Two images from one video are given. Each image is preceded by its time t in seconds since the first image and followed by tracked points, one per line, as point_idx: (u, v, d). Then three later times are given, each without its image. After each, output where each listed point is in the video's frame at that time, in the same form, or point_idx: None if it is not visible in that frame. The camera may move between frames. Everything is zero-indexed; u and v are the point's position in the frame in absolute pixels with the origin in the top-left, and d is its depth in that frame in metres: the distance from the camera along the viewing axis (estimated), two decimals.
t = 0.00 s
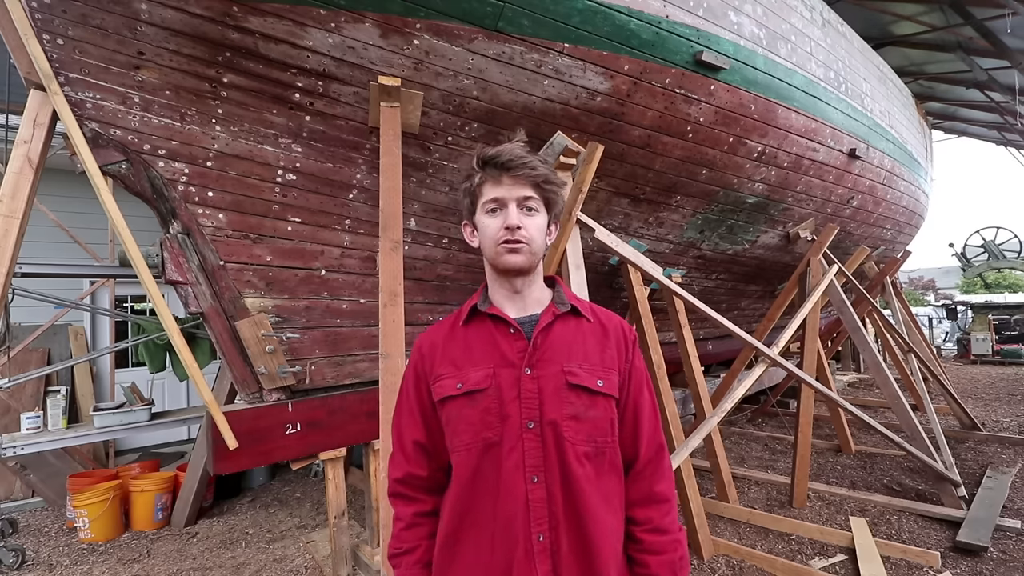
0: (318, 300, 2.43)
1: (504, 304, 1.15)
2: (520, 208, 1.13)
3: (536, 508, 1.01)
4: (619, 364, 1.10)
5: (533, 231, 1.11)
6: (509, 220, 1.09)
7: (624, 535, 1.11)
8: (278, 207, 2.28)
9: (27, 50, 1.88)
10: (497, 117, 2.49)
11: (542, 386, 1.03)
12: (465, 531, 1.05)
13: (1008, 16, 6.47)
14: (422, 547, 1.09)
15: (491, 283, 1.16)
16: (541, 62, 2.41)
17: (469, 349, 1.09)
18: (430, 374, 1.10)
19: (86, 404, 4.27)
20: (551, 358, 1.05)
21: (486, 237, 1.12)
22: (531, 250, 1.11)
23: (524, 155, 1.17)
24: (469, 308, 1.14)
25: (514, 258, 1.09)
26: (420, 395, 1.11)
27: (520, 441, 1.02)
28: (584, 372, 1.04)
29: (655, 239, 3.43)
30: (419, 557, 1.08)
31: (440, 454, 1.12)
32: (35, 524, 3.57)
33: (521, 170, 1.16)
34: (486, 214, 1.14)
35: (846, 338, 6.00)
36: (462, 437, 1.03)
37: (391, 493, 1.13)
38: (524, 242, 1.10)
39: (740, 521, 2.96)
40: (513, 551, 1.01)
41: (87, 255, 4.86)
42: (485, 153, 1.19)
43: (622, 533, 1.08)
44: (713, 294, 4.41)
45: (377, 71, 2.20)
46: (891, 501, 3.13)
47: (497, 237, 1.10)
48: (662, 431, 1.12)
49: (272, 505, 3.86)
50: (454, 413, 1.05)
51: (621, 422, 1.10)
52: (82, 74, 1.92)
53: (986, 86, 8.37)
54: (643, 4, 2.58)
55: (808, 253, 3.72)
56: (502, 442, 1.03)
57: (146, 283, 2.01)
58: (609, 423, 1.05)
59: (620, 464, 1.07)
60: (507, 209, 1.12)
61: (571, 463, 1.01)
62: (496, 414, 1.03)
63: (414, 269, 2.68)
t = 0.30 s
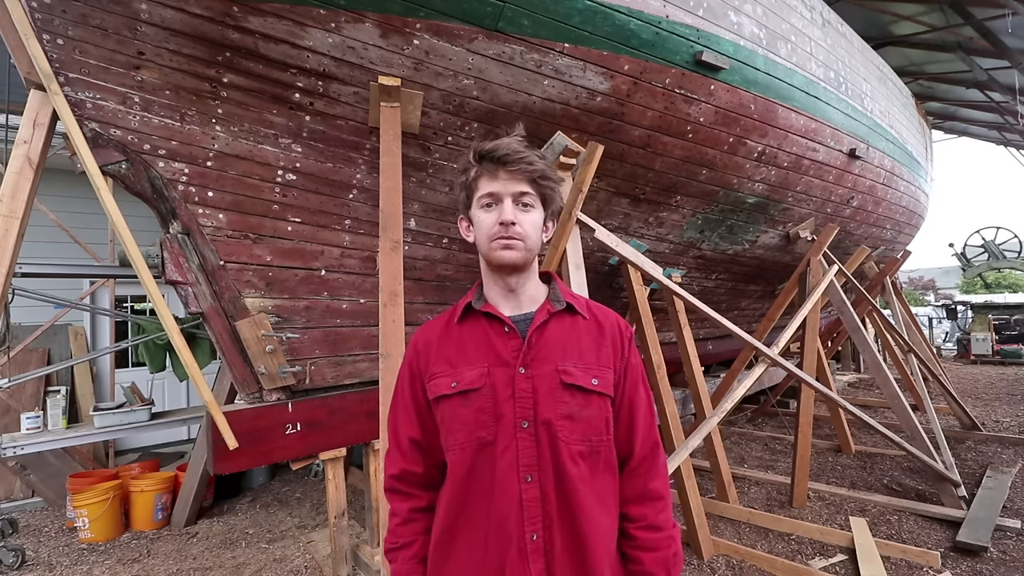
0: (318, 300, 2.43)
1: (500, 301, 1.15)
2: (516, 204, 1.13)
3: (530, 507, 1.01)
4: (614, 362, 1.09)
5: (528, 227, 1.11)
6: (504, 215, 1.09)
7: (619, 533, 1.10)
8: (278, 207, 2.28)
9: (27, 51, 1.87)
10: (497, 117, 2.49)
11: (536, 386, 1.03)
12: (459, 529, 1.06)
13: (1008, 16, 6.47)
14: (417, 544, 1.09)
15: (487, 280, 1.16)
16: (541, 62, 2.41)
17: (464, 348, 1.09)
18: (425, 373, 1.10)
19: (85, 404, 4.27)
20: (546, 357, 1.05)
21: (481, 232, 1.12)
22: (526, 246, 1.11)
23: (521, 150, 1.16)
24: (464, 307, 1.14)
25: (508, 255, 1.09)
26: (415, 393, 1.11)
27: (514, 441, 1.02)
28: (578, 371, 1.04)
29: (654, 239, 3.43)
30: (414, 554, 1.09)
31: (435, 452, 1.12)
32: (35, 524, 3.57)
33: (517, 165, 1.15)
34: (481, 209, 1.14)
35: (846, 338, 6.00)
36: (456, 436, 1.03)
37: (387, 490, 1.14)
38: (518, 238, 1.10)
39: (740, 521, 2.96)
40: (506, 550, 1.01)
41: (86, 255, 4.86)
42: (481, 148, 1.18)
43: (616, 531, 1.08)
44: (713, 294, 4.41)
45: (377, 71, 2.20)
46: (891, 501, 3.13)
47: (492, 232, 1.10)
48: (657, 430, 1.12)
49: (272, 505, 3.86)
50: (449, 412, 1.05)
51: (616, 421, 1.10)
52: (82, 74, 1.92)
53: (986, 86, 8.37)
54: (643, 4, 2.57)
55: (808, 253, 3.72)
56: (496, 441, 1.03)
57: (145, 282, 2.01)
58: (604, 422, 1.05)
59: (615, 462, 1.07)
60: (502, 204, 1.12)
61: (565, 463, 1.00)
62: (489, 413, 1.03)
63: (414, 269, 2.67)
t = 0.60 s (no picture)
0: (318, 300, 2.43)
1: (499, 302, 1.15)
2: (513, 208, 1.13)
3: (522, 506, 1.01)
4: (611, 364, 1.09)
5: (525, 232, 1.11)
6: (500, 222, 1.10)
7: (611, 533, 1.11)
8: (278, 207, 2.28)
9: (26, 51, 1.87)
10: (497, 117, 2.49)
11: (531, 386, 1.03)
12: (453, 525, 1.06)
13: (1008, 16, 6.47)
14: (411, 539, 1.10)
15: (486, 282, 1.16)
16: (541, 62, 2.41)
17: (462, 347, 1.09)
18: (423, 370, 1.11)
19: (86, 404, 4.27)
20: (543, 359, 1.05)
21: (479, 237, 1.13)
22: (523, 250, 1.11)
23: (517, 153, 1.15)
24: (464, 306, 1.14)
25: (506, 259, 1.09)
26: (414, 390, 1.12)
27: (508, 440, 1.02)
28: (574, 373, 1.04)
29: (654, 239, 3.43)
30: (409, 547, 1.09)
31: (433, 448, 1.12)
32: (35, 524, 3.57)
33: (514, 169, 1.14)
34: (478, 214, 1.15)
35: (846, 338, 6.00)
36: (452, 433, 1.04)
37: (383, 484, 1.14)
38: (515, 243, 1.10)
39: (740, 521, 2.96)
40: (497, 548, 1.02)
41: (86, 255, 4.86)
42: (478, 151, 1.18)
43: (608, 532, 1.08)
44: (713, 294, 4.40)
45: (377, 71, 2.20)
46: (891, 501, 3.13)
47: (489, 237, 1.11)
48: (652, 432, 1.11)
49: (272, 505, 3.86)
50: (445, 410, 1.05)
51: (611, 422, 1.10)
52: (82, 74, 1.92)
53: (986, 86, 8.37)
54: (643, 4, 2.57)
55: (808, 253, 3.72)
56: (491, 441, 1.03)
57: (146, 283, 2.01)
58: (599, 424, 1.05)
59: (609, 464, 1.07)
60: (499, 209, 1.12)
61: (558, 463, 1.01)
62: (485, 413, 1.03)
63: (414, 269, 2.67)
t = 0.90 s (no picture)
0: (318, 300, 2.43)
1: (498, 301, 1.15)
2: (515, 205, 1.13)
3: (518, 506, 1.01)
4: (608, 367, 1.09)
5: (528, 227, 1.11)
6: (504, 217, 1.09)
7: (604, 531, 1.11)
8: (278, 207, 2.28)
9: (26, 51, 1.87)
10: (497, 117, 2.49)
11: (530, 388, 1.03)
12: (450, 522, 1.06)
13: (1008, 16, 6.47)
14: (409, 535, 1.11)
15: (486, 280, 1.16)
16: (541, 62, 2.41)
17: (461, 347, 1.08)
18: (422, 369, 1.10)
19: (86, 404, 4.27)
20: (541, 361, 1.05)
21: (481, 233, 1.12)
22: (526, 246, 1.11)
23: (519, 151, 1.16)
24: (463, 306, 1.13)
25: (509, 255, 1.09)
26: (412, 389, 1.11)
27: (506, 441, 1.02)
28: (572, 375, 1.04)
29: (654, 239, 3.43)
30: (409, 543, 1.09)
31: (431, 446, 1.13)
32: (35, 524, 3.57)
33: (516, 166, 1.15)
34: (481, 211, 1.14)
35: (846, 338, 6.00)
36: (450, 433, 1.03)
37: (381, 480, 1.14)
38: (519, 238, 1.10)
39: (740, 521, 2.96)
40: (492, 546, 1.02)
41: (86, 255, 4.86)
42: (479, 150, 1.18)
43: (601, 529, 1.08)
44: (713, 294, 4.40)
45: (377, 70, 2.20)
46: (891, 501, 3.13)
47: (492, 233, 1.10)
48: (647, 434, 1.12)
49: (272, 505, 3.86)
50: (444, 410, 1.05)
51: (606, 424, 1.10)
52: (82, 75, 1.92)
53: (986, 86, 8.37)
54: (643, 4, 2.57)
55: (808, 253, 3.72)
56: (488, 441, 1.03)
57: (146, 283, 2.01)
58: (595, 425, 1.05)
59: (604, 464, 1.07)
60: (502, 206, 1.12)
61: (554, 464, 1.01)
62: (483, 414, 1.03)
63: (414, 269, 2.67)
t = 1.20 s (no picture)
0: (318, 300, 2.43)
1: (494, 302, 1.15)
2: (509, 207, 1.13)
3: (520, 503, 1.02)
4: (605, 363, 1.09)
5: (522, 230, 1.11)
6: (498, 220, 1.09)
7: (602, 524, 1.11)
8: (278, 207, 2.28)
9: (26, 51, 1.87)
10: (497, 117, 2.49)
11: (529, 387, 1.03)
12: (454, 520, 1.06)
13: (1008, 16, 6.47)
14: (413, 533, 1.11)
15: (481, 282, 1.15)
16: (541, 62, 2.41)
17: (459, 347, 1.08)
18: (421, 371, 1.10)
19: (86, 404, 4.27)
20: (539, 360, 1.05)
21: (476, 236, 1.12)
22: (521, 249, 1.11)
23: (512, 153, 1.15)
24: (460, 307, 1.13)
25: (504, 259, 1.09)
26: (412, 390, 1.11)
27: (506, 440, 1.02)
28: (570, 373, 1.04)
29: (654, 239, 3.43)
30: (413, 540, 1.10)
31: (432, 446, 1.13)
32: (35, 524, 3.57)
33: (509, 168, 1.14)
34: (475, 214, 1.14)
35: (846, 338, 6.00)
36: (451, 433, 1.04)
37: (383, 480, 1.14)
38: (513, 242, 1.10)
39: (740, 521, 2.96)
40: (496, 543, 1.02)
41: (86, 255, 4.86)
42: (471, 152, 1.17)
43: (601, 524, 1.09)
44: (713, 294, 4.40)
45: (377, 70, 2.20)
46: (891, 501, 3.13)
47: (487, 237, 1.10)
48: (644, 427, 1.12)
49: (272, 505, 3.86)
50: (444, 411, 1.05)
51: (604, 420, 1.10)
52: (82, 74, 1.92)
53: (986, 86, 8.37)
54: (643, 4, 2.58)
55: (808, 253, 3.72)
56: (488, 440, 1.03)
57: (146, 283, 2.01)
58: (594, 422, 1.05)
59: (603, 459, 1.08)
60: (496, 209, 1.12)
61: (554, 461, 1.01)
62: (483, 413, 1.03)
63: (414, 269, 2.67)
